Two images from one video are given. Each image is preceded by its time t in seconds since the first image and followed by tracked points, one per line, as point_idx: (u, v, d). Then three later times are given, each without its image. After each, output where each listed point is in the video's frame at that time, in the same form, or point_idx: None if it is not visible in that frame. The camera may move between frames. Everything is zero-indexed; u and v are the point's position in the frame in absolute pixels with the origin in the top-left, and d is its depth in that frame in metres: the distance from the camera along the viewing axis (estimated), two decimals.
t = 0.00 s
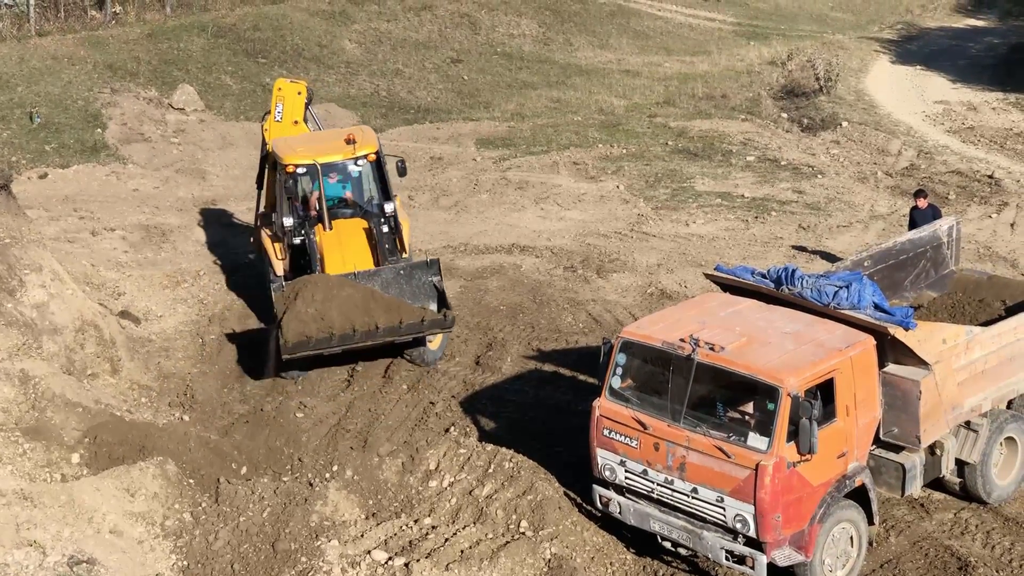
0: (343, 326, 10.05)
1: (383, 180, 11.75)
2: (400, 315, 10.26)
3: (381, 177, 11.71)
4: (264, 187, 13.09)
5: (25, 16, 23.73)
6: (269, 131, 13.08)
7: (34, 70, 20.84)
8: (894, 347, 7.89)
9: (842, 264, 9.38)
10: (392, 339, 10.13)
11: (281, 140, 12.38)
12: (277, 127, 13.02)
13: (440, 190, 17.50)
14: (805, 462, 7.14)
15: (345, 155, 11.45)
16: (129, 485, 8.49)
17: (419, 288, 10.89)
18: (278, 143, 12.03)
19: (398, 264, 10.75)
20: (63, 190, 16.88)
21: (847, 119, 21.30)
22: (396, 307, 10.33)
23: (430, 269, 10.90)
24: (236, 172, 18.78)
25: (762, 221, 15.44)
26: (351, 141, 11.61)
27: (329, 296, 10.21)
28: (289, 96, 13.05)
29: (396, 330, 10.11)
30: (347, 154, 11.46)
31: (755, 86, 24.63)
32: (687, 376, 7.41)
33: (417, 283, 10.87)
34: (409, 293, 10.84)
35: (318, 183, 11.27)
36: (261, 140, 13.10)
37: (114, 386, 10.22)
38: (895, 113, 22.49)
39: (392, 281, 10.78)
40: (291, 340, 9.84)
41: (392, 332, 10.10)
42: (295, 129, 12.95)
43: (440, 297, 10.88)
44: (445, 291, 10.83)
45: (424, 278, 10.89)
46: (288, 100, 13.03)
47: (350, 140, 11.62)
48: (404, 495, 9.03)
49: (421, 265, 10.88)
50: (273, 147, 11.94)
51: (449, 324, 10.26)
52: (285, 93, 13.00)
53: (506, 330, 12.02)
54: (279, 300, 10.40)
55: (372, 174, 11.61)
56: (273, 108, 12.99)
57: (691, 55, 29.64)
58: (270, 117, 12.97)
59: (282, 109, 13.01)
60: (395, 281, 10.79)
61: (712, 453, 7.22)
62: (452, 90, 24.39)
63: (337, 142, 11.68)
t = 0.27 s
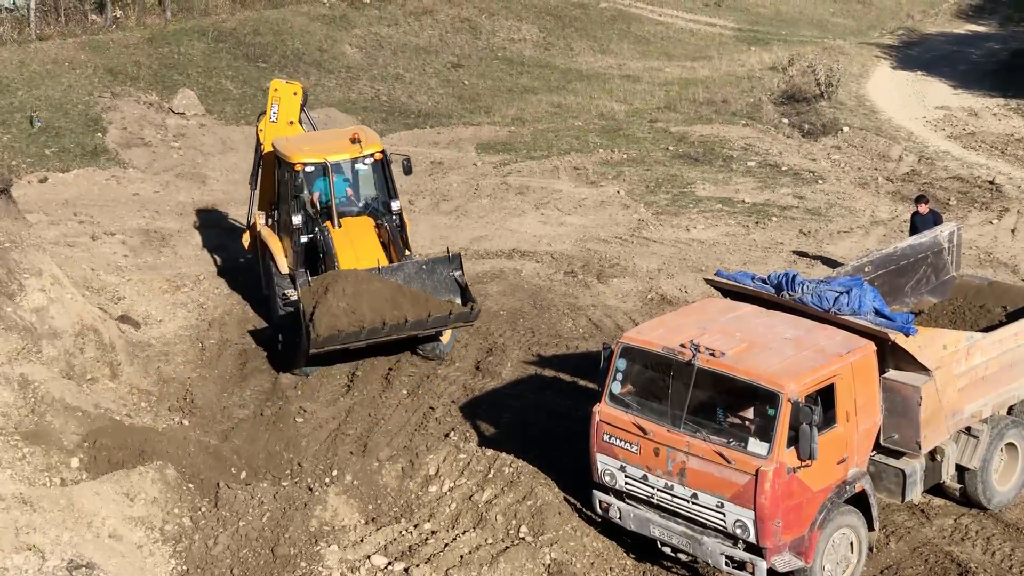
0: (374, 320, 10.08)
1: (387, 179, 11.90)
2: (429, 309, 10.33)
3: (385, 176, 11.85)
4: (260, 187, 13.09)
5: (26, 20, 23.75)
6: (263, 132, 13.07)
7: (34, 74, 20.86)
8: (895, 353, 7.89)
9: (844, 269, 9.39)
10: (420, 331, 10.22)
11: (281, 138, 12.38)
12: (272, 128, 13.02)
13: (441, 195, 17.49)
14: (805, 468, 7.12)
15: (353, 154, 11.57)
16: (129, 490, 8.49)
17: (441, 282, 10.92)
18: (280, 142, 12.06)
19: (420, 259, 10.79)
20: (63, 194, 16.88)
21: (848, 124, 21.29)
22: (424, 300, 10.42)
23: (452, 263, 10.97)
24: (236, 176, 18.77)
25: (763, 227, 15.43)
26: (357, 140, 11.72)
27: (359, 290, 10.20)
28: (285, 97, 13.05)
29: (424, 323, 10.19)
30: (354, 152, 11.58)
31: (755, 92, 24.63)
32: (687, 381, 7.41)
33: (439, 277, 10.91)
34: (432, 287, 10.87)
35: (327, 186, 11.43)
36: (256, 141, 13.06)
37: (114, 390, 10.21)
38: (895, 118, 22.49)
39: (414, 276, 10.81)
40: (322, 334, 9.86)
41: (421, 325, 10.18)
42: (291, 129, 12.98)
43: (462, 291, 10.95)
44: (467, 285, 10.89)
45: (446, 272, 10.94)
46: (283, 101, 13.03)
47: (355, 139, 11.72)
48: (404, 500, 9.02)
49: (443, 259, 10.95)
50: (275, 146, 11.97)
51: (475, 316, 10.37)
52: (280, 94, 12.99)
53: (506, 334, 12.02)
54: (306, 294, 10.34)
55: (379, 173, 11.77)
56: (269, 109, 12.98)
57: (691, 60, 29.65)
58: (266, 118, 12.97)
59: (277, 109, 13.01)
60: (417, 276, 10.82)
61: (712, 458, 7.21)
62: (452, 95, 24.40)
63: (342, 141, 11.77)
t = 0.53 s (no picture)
0: (396, 308, 10.21)
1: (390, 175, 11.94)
2: (450, 295, 10.50)
3: (388, 173, 11.89)
4: (254, 188, 13.04)
5: (27, 22, 23.77)
6: (255, 133, 12.96)
7: (36, 75, 20.87)
8: (896, 356, 7.88)
9: (844, 272, 9.40)
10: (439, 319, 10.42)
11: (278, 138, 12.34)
12: (264, 129, 12.92)
13: (442, 197, 17.50)
14: (807, 471, 7.12)
15: (356, 151, 11.59)
16: (130, 492, 8.49)
17: (456, 271, 10.87)
18: (279, 141, 12.03)
19: (435, 249, 10.74)
20: (65, 196, 16.89)
21: (849, 127, 21.29)
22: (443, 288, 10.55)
23: (467, 253, 10.92)
24: (237, 178, 18.77)
25: (764, 229, 15.43)
26: (358, 137, 11.74)
27: (380, 279, 10.25)
28: (277, 97, 12.92)
29: (446, 309, 10.36)
30: (357, 149, 11.60)
31: (757, 94, 24.63)
32: (688, 383, 7.41)
33: (454, 266, 10.86)
34: (447, 276, 10.83)
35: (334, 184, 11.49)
36: (248, 142, 12.97)
37: (115, 392, 10.21)
38: (897, 121, 22.48)
39: (430, 265, 10.75)
40: (347, 322, 9.93)
41: (442, 311, 10.34)
42: (284, 130, 12.93)
43: (478, 278, 10.90)
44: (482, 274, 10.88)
45: (461, 261, 10.90)
46: (275, 101, 12.90)
47: (357, 136, 11.74)
48: (405, 502, 9.03)
49: (457, 248, 10.89)
50: (275, 144, 11.94)
51: (493, 301, 10.57)
52: (273, 95, 12.86)
53: (508, 336, 12.02)
54: (326, 283, 10.33)
55: (382, 168, 11.80)
56: (261, 109, 12.85)
57: (693, 62, 29.65)
58: (258, 120, 12.85)
59: (270, 111, 12.89)
60: (433, 266, 10.77)
61: (713, 460, 7.21)
62: (453, 97, 24.40)
63: (343, 138, 11.78)
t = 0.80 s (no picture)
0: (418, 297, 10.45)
1: (389, 170, 12.07)
2: (468, 283, 10.76)
3: (387, 168, 12.02)
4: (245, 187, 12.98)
5: (29, 21, 23.77)
6: (246, 133, 12.90)
7: (38, 75, 20.89)
8: (898, 355, 7.89)
9: (846, 271, 9.40)
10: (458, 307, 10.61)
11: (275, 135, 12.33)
12: (255, 129, 12.87)
13: (444, 196, 17.49)
14: (808, 470, 7.12)
15: (357, 146, 11.67)
16: (132, 491, 8.50)
17: (469, 260, 11.13)
18: (275, 138, 12.03)
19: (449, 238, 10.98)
20: (67, 196, 16.90)
21: (851, 126, 21.29)
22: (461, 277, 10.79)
23: (479, 241, 11.16)
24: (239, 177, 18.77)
25: (766, 229, 15.43)
26: (358, 133, 11.83)
27: (400, 269, 10.51)
28: (267, 97, 12.87)
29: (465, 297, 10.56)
30: (358, 144, 11.68)
31: (758, 93, 24.62)
32: (690, 382, 7.41)
33: (468, 254, 11.11)
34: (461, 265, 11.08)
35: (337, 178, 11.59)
36: (239, 142, 12.91)
37: (117, 391, 10.21)
38: (899, 120, 22.47)
39: (446, 254, 11.00)
40: (372, 309, 10.17)
41: (462, 299, 10.56)
42: (276, 130, 12.91)
43: (491, 266, 11.17)
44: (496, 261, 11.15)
45: (475, 250, 11.14)
46: (266, 101, 12.86)
47: (356, 131, 11.82)
48: (407, 501, 9.03)
49: (470, 238, 11.13)
50: (273, 141, 11.93)
51: (510, 287, 10.84)
52: (264, 94, 12.80)
53: (509, 335, 12.03)
54: (347, 272, 10.54)
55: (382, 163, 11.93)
56: (253, 109, 12.81)
57: (695, 61, 29.66)
58: (249, 120, 12.80)
59: (261, 110, 12.86)
60: (449, 254, 11.02)
61: (715, 460, 7.21)
62: (455, 96, 24.40)
63: (342, 134, 11.84)
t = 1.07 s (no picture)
0: (437, 285, 10.68)
1: (388, 163, 12.13)
2: (484, 270, 11.01)
3: (386, 161, 12.07)
4: (239, 183, 12.93)
5: (31, 19, 23.78)
6: (238, 129, 12.79)
7: (39, 73, 20.89)
8: (900, 352, 7.88)
9: (847, 268, 9.39)
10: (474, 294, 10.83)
11: (271, 130, 12.31)
12: (248, 126, 12.77)
13: (445, 194, 17.49)
14: (810, 467, 7.12)
15: (358, 139, 11.69)
16: (134, 489, 8.51)
17: (481, 248, 11.36)
18: (272, 133, 11.97)
19: (461, 227, 11.16)
20: (69, 194, 16.90)
21: (853, 124, 21.28)
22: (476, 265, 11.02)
23: (490, 230, 11.36)
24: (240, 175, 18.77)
25: (768, 226, 15.43)
26: (357, 127, 11.84)
27: (419, 257, 10.74)
28: (260, 93, 12.75)
29: (481, 283, 10.78)
30: (359, 138, 11.70)
31: (760, 91, 24.61)
32: (691, 380, 7.41)
33: (479, 243, 11.34)
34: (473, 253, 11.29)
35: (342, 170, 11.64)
36: (231, 139, 12.80)
37: (119, 389, 10.22)
38: (900, 117, 22.46)
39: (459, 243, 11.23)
40: (392, 297, 10.40)
41: (478, 286, 10.78)
42: (269, 126, 12.84)
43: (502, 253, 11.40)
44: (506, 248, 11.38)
45: (485, 238, 11.35)
46: (258, 97, 12.74)
47: (356, 125, 11.84)
48: (409, 498, 9.03)
49: (480, 226, 11.34)
50: (270, 136, 11.89)
51: (524, 274, 11.08)
52: (257, 91, 12.68)
53: (511, 333, 12.03)
54: (366, 261, 10.75)
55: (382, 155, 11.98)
56: (245, 106, 12.67)
57: (696, 59, 29.66)
58: (242, 117, 12.68)
59: (253, 106, 12.73)
60: (461, 243, 11.23)
61: (717, 457, 7.21)
62: (456, 94, 24.41)
63: (341, 128, 11.86)
